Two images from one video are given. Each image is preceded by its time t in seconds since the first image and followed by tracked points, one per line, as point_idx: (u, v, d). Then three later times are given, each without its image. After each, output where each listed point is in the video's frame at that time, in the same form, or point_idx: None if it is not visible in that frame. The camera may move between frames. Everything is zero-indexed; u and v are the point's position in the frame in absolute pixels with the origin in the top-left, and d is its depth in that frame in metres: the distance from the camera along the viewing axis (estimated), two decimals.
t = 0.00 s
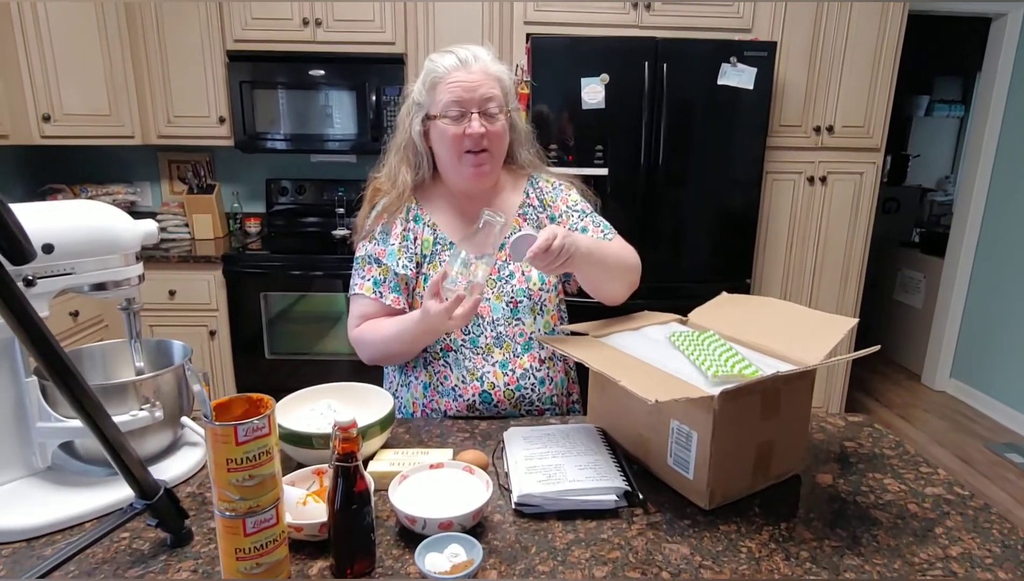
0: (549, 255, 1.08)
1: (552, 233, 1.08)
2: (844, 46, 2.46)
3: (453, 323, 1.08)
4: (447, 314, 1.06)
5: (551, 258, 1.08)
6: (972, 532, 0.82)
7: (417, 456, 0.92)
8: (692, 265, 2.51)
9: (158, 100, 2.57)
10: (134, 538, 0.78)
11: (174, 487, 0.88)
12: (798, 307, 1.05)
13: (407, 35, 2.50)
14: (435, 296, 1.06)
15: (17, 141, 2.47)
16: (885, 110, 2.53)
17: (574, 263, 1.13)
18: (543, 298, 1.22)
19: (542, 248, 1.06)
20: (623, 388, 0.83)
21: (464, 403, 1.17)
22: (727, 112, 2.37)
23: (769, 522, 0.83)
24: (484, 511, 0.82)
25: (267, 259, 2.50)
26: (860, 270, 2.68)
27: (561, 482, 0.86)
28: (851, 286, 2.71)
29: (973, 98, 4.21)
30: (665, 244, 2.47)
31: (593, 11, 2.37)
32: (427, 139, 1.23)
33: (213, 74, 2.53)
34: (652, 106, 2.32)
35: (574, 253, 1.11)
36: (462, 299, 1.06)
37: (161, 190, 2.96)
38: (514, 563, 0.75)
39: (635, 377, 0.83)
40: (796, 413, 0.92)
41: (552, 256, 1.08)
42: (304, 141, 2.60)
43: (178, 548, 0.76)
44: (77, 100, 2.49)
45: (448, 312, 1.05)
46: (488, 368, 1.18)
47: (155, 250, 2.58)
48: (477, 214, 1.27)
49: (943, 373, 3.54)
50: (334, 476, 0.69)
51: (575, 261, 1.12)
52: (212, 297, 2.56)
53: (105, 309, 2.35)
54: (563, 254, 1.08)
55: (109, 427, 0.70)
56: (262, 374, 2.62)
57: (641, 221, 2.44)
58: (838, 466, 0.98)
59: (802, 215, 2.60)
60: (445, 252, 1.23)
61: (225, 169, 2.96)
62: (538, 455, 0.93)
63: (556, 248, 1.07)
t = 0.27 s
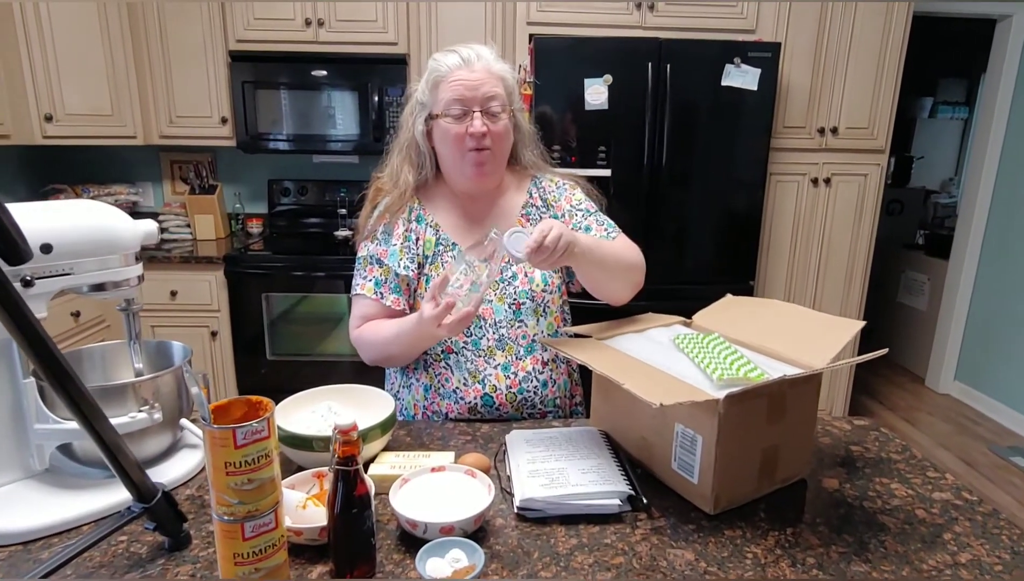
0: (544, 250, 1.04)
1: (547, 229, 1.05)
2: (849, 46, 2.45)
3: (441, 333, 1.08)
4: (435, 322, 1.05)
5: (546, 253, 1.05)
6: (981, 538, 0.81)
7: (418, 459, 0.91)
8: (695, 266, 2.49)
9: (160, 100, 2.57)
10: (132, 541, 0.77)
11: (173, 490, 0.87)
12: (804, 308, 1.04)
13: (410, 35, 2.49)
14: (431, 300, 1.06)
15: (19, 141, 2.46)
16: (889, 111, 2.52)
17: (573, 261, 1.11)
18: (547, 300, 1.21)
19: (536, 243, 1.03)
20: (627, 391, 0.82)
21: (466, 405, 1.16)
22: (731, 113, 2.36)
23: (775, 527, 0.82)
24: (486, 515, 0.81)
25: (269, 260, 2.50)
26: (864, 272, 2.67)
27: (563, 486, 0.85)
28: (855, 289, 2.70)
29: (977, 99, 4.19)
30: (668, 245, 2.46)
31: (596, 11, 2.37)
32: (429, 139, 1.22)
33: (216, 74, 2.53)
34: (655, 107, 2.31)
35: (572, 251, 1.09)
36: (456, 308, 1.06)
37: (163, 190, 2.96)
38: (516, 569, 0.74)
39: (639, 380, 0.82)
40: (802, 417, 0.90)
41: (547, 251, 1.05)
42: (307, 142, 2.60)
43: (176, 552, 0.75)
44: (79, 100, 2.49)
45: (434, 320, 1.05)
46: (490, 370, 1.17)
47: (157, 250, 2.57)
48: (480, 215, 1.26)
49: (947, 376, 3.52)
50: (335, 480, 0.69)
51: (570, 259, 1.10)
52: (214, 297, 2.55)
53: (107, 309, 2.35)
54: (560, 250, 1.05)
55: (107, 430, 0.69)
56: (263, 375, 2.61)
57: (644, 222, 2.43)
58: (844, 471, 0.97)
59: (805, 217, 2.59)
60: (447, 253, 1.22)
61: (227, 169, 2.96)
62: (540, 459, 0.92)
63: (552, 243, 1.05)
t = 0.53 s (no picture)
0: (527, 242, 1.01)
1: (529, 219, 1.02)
2: (852, 47, 2.43)
3: (427, 333, 1.08)
4: (421, 320, 1.05)
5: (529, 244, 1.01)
6: (987, 544, 0.80)
7: (417, 462, 0.90)
8: (697, 268, 2.48)
9: (160, 99, 2.56)
10: (127, 544, 0.76)
11: (169, 492, 0.86)
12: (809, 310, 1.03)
13: (411, 35, 2.48)
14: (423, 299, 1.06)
15: (18, 140, 2.46)
16: (892, 113, 2.51)
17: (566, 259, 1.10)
18: (548, 301, 1.20)
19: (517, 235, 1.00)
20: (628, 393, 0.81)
21: (466, 407, 1.15)
22: (733, 114, 2.35)
23: (778, 531, 0.81)
24: (486, 518, 0.80)
25: (269, 260, 2.49)
26: (867, 274, 2.66)
27: (564, 489, 0.84)
28: (857, 291, 2.69)
29: (980, 101, 4.18)
30: (670, 246, 2.45)
31: (598, 11, 2.36)
32: (431, 138, 1.22)
33: (216, 73, 2.52)
34: (657, 107, 2.30)
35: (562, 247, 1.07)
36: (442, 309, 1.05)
37: (163, 189, 2.95)
38: (517, 573, 0.73)
39: (640, 382, 0.81)
40: (805, 421, 0.89)
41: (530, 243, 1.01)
42: (307, 141, 2.59)
43: (171, 555, 0.74)
44: (79, 98, 2.48)
45: (419, 319, 1.05)
46: (490, 372, 1.16)
47: (156, 250, 2.56)
48: (482, 215, 1.25)
49: (948, 378, 3.51)
50: (333, 482, 0.68)
51: (562, 253, 1.08)
52: (213, 297, 2.54)
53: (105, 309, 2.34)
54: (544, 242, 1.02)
55: (101, 431, 0.68)
56: (262, 375, 2.60)
57: (646, 223, 2.42)
58: (848, 475, 0.96)
59: (807, 219, 2.58)
60: (448, 253, 1.21)
61: (227, 169, 2.95)
62: (541, 462, 0.91)
63: (535, 235, 1.01)
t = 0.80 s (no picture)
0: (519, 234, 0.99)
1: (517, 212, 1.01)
2: (854, 49, 2.43)
3: (423, 329, 1.08)
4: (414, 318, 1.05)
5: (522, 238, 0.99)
6: (992, 549, 0.79)
7: (418, 464, 0.90)
8: (698, 269, 2.48)
9: (161, 98, 2.56)
10: (126, 546, 0.76)
11: (168, 494, 0.85)
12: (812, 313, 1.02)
13: (413, 35, 2.48)
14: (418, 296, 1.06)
15: (19, 138, 2.45)
16: (894, 114, 2.50)
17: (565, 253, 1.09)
18: (551, 303, 1.20)
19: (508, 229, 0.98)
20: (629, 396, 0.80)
21: (467, 409, 1.15)
22: (735, 115, 2.35)
23: (781, 536, 0.81)
24: (487, 521, 0.80)
25: (270, 259, 2.48)
26: (868, 276, 2.65)
27: (566, 493, 0.83)
28: (858, 293, 2.68)
29: (982, 103, 4.18)
30: (672, 246, 2.45)
31: (601, 12, 2.35)
32: (433, 139, 1.21)
33: (217, 73, 2.52)
34: (659, 107, 2.30)
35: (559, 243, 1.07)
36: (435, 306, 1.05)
37: (163, 189, 2.94)
38: (518, 577, 0.72)
39: (643, 385, 0.81)
40: (808, 425, 0.89)
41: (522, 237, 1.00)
42: (308, 141, 2.59)
43: (170, 557, 0.74)
44: (79, 97, 2.48)
45: (413, 316, 1.05)
46: (492, 374, 1.16)
47: (157, 249, 2.56)
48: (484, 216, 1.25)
49: (949, 380, 3.50)
50: (333, 486, 0.67)
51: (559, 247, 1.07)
52: (214, 296, 2.53)
53: (106, 308, 2.33)
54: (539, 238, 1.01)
55: (99, 432, 0.67)
56: (262, 375, 2.60)
57: (647, 225, 2.41)
58: (852, 479, 0.95)
59: (809, 220, 2.58)
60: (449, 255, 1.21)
61: (227, 168, 2.94)
62: (542, 465, 0.90)
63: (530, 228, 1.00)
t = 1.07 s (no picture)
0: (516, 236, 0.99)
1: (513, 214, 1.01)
2: (855, 51, 2.43)
3: (428, 333, 1.07)
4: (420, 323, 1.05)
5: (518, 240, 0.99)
6: (995, 553, 0.79)
7: (420, 467, 0.90)
8: (700, 270, 2.48)
9: (162, 100, 2.56)
10: (126, 551, 0.75)
11: (169, 498, 0.85)
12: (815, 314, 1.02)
13: (413, 36, 2.47)
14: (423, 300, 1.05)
15: (19, 140, 2.45)
16: (895, 116, 2.50)
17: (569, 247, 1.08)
18: (554, 304, 1.20)
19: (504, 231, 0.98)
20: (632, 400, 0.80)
21: (470, 413, 1.14)
22: (736, 117, 2.35)
23: (784, 540, 0.80)
24: (489, 525, 0.79)
25: (270, 262, 2.48)
26: (869, 277, 2.65)
27: (568, 496, 0.83)
28: (859, 294, 2.68)
29: (982, 105, 4.18)
30: (673, 249, 2.44)
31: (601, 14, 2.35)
32: (434, 141, 1.21)
33: (218, 75, 2.52)
34: (660, 109, 2.30)
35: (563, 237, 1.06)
36: (440, 309, 1.05)
37: (164, 191, 2.94)
38: None
39: (646, 389, 0.80)
40: (811, 428, 0.89)
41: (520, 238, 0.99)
42: (308, 143, 2.58)
43: (172, 562, 0.73)
44: (79, 99, 2.47)
45: (417, 321, 1.05)
46: (494, 377, 1.15)
47: (157, 251, 2.55)
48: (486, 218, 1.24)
49: (950, 382, 3.50)
50: (335, 490, 0.67)
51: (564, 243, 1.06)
52: (214, 298, 2.53)
53: (106, 311, 2.33)
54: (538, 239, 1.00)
55: (100, 436, 0.67)
56: (262, 377, 2.59)
57: (648, 227, 2.41)
58: (854, 482, 0.95)
59: (810, 222, 2.57)
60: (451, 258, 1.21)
61: (228, 170, 2.94)
62: (544, 468, 0.90)
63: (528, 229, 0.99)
